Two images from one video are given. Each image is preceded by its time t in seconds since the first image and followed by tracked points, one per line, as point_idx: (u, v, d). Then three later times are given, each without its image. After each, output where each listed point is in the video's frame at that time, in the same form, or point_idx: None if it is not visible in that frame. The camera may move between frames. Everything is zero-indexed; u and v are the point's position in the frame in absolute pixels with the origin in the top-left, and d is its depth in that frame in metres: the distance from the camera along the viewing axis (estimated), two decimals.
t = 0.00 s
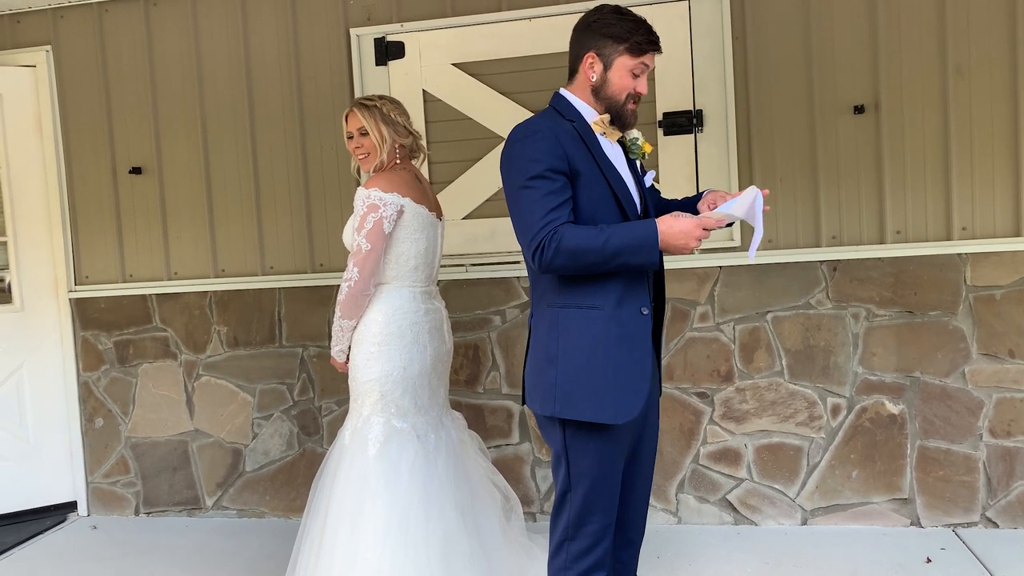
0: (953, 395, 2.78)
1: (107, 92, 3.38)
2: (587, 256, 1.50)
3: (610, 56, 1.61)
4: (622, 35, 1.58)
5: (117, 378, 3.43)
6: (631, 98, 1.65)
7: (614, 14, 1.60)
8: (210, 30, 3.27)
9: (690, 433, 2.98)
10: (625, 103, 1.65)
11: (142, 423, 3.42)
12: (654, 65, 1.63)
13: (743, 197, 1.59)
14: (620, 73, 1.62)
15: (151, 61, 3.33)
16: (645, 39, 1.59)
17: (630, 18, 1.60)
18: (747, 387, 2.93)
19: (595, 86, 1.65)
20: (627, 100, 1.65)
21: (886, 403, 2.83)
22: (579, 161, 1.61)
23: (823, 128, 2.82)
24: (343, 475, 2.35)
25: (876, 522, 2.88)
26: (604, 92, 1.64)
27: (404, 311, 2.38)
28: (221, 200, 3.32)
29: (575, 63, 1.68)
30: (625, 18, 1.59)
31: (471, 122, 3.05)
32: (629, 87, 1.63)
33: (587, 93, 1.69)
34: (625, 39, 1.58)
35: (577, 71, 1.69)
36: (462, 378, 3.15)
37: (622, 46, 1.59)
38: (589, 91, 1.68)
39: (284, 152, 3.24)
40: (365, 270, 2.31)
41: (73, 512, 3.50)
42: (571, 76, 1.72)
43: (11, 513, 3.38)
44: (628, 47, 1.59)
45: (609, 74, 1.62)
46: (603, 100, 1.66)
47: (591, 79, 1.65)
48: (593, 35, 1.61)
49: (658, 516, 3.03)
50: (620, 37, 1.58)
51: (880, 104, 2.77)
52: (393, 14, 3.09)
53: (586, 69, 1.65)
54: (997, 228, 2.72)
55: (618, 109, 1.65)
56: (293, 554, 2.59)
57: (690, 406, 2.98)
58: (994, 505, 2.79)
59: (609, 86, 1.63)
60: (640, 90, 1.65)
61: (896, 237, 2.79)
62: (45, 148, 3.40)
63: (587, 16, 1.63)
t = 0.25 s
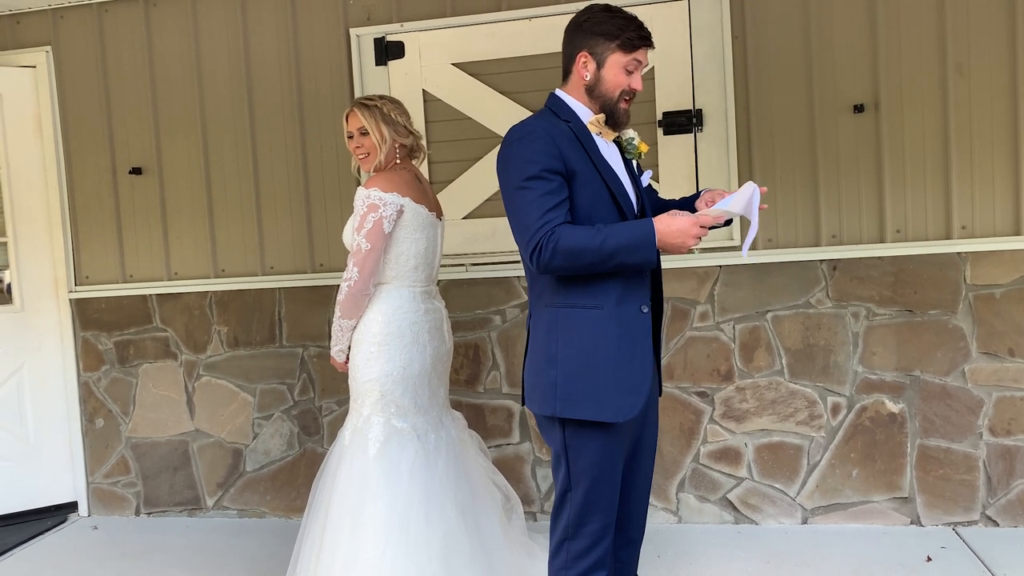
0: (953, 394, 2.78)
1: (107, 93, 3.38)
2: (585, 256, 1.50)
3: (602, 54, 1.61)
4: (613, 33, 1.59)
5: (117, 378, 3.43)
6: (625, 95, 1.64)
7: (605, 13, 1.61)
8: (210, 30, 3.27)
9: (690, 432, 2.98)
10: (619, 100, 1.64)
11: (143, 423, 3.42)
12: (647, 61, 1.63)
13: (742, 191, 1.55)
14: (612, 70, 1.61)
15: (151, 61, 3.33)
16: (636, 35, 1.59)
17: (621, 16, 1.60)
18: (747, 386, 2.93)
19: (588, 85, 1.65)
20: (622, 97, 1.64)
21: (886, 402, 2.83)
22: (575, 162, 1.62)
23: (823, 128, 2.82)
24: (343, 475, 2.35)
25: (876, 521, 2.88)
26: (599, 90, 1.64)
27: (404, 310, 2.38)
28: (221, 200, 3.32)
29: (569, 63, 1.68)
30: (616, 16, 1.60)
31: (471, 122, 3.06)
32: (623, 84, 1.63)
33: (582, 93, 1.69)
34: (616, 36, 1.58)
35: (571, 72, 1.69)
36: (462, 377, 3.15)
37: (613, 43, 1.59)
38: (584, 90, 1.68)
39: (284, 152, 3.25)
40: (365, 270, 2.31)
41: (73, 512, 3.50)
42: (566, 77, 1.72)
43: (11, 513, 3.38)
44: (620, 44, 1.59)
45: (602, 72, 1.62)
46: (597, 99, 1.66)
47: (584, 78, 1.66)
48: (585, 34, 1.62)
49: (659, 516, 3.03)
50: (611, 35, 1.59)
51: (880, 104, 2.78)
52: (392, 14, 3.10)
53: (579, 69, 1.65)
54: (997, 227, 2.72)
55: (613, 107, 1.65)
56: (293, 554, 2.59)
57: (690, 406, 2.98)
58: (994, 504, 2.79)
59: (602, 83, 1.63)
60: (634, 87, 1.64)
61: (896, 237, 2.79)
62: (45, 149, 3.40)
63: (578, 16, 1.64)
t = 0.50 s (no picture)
0: (954, 393, 2.78)
1: (107, 93, 3.38)
2: (585, 255, 1.50)
3: (599, 53, 1.60)
4: (610, 31, 1.58)
5: (118, 379, 3.43)
6: (623, 93, 1.64)
7: (601, 11, 1.61)
8: (209, 30, 3.27)
9: (691, 432, 2.98)
10: (617, 98, 1.64)
11: (144, 424, 3.42)
12: (645, 59, 1.63)
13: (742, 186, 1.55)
14: (610, 69, 1.61)
15: (150, 61, 3.33)
16: (633, 33, 1.59)
17: (617, 14, 1.60)
18: (748, 385, 2.93)
19: (586, 83, 1.65)
20: (620, 95, 1.64)
21: (887, 400, 2.83)
22: (575, 161, 1.61)
23: (823, 126, 2.82)
24: (344, 475, 2.35)
25: (877, 520, 2.87)
26: (596, 88, 1.64)
27: (404, 310, 2.38)
28: (221, 201, 3.32)
29: (566, 63, 1.68)
30: (612, 14, 1.60)
31: (471, 121, 3.05)
32: (621, 82, 1.63)
33: (580, 92, 1.69)
34: (613, 34, 1.58)
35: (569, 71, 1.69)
36: (462, 377, 3.15)
37: (610, 42, 1.59)
38: (582, 89, 1.67)
39: (284, 152, 3.24)
40: (365, 270, 2.31)
41: (74, 513, 3.50)
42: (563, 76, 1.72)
43: (11, 514, 3.37)
44: (617, 42, 1.59)
45: (600, 71, 1.62)
46: (595, 98, 1.66)
47: (582, 76, 1.65)
48: (581, 33, 1.61)
49: (660, 515, 3.03)
50: (608, 33, 1.58)
51: (880, 102, 2.77)
52: (391, 14, 3.09)
53: (576, 68, 1.65)
54: (998, 225, 2.72)
55: (612, 105, 1.65)
56: (294, 554, 2.58)
57: (691, 405, 2.98)
58: (996, 502, 2.79)
59: (600, 82, 1.63)
60: (632, 85, 1.64)
61: (896, 235, 2.79)
62: (44, 149, 3.40)
63: (574, 15, 1.64)
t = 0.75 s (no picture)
0: (957, 392, 2.78)
1: (109, 95, 3.38)
2: (591, 254, 1.50)
3: (602, 52, 1.60)
4: (612, 30, 1.58)
5: (121, 380, 3.43)
6: (626, 93, 1.64)
7: (604, 11, 1.61)
8: (211, 31, 3.27)
9: (694, 432, 2.98)
10: (620, 98, 1.64)
11: (147, 425, 3.42)
12: (648, 58, 1.63)
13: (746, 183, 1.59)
14: (613, 68, 1.61)
15: (152, 63, 3.33)
16: (635, 32, 1.59)
17: (620, 13, 1.60)
18: (751, 385, 2.92)
19: (589, 83, 1.65)
20: (623, 95, 1.64)
21: (890, 400, 2.82)
22: (579, 160, 1.61)
23: (825, 125, 2.82)
24: (347, 476, 2.35)
25: (880, 519, 2.87)
26: (599, 88, 1.64)
27: (407, 311, 2.38)
28: (223, 202, 3.33)
29: (569, 62, 1.68)
30: (615, 14, 1.60)
31: (473, 122, 3.05)
32: (624, 81, 1.62)
33: (583, 92, 1.69)
34: (616, 34, 1.58)
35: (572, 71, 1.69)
36: (465, 377, 3.15)
37: (613, 41, 1.59)
38: (585, 89, 1.67)
39: (286, 152, 3.25)
40: (368, 271, 2.31)
41: (77, 515, 3.50)
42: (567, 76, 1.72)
43: (14, 516, 3.37)
44: (620, 41, 1.59)
45: (602, 70, 1.62)
46: (599, 97, 1.66)
47: (585, 76, 1.65)
48: (584, 33, 1.62)
49: (663, 515, 3.03)
50: (611, 32, 1.58)
51: (882, 102, 2.77)
52: (393, 14, 3.09)
53: (579, 67, 1.65)
54: (1000, 225, 2.72)
55: (615, 104, 1.64)
56: (298, 555, 2.59)
57: (694, 405, 2.98)
58: (999, 501, 2.78)
59: (603, 81, 1.63)
60: (635, 84, 1.64)
61: (899, 234, 2.79)
62: (47, 151, 3.40)
63: (577, 15, 1.64)
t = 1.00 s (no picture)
0: (962, 392, 2.77)
1: (113, 97, 3.39)
2: (597, 254, 1.50)
3: (608, 52, 1.60)
4: (619, 30, 1.59)
5: (125, 381, 3.44)
6: (631, 93, 1.64)
7: (610, 10, 1.61)
8: (214, 32, 3.28)
9: (698, 432, 2.98)
10: (625, 98, 1.64)
11: (151, 426, 3.43)
12: (653, 58, 1.63)
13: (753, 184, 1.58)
14: (618, 68, 1.61)
15: (156, 64, 3.34)
16: (641, 32, 1.59)
17: (626, 13, 1.60)
18: (754, 385, 2.92)
19: (595, 82, 1.65)
20: (628, 95, 1.64)
21: (894, 400, 2.82)
22: (585, 160, 1.61)
23: (828, 125, 2.82)
24: (352, 476, 2.35)
25: (885, 519, 2.87)
26: (605, 88, 1.64)
27: (411, 311, 2.39)
28: (227, 203, 3.33)
29: (575, 62, 1.68)
30: (621, 14, 1.60)
31: (476, 122, 3.06)
32: (629, 81, 1.62)
33: (589, 91, 1.69)
34: (622, 34, 1.58)
35: (578, 70, 1.69)
36: (468, 378, 3.15)
37: (619, 41, 1.59)
38: (590, 88, 1.67)
39: (289, 153, 3.25)
40: (372, 272, 2.31)
41: (82, 515, 3.51)
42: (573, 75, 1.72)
43: (19, 516, 3.38)
44: (626, 41, 1.59)
45: (608, 70, 1.62)
46: (604, 97, 1.65)
47: (591, 75, 1.65)
48: (590, 32, 1.62)
49: (667, 515, 3.03)
50: (617, 32, 1.58)
51: (885, 101, 2.77)
52: (396, 16, 3.10)
53: (585, 67, 1.65)
54: (1004, 224, 2.71)
55: (620, 104, 1.65)
56: (302, 555, 2.59)
57: (697, 405, 2.98)
58: (1004, 501, 2.78)
59: (608, 81, 1.63)
60: (641, 85, 1.64)
61: (903, 234, 2.79)
62: (50, 153, 3.41)
63: (583, 15, 1.64)
